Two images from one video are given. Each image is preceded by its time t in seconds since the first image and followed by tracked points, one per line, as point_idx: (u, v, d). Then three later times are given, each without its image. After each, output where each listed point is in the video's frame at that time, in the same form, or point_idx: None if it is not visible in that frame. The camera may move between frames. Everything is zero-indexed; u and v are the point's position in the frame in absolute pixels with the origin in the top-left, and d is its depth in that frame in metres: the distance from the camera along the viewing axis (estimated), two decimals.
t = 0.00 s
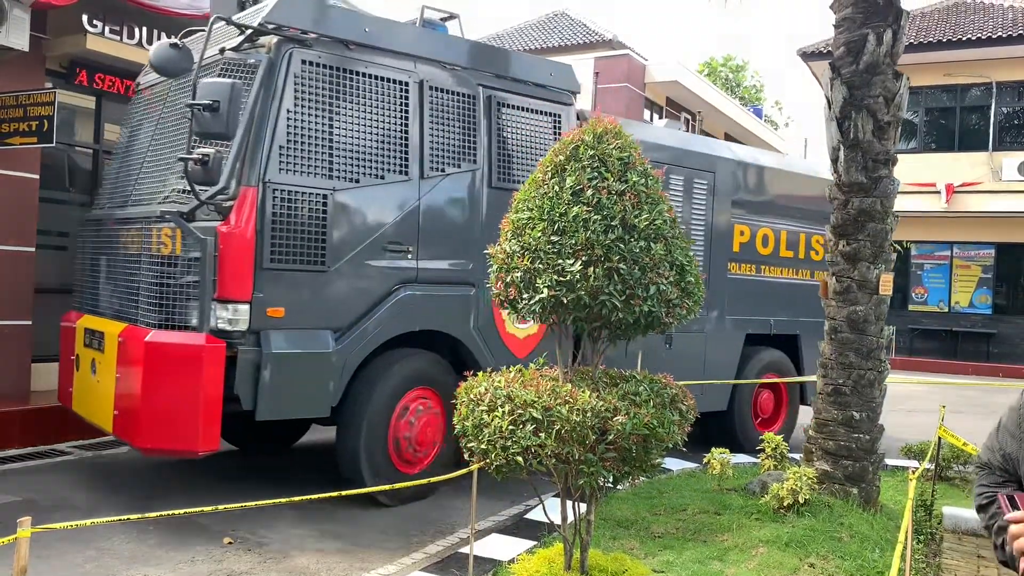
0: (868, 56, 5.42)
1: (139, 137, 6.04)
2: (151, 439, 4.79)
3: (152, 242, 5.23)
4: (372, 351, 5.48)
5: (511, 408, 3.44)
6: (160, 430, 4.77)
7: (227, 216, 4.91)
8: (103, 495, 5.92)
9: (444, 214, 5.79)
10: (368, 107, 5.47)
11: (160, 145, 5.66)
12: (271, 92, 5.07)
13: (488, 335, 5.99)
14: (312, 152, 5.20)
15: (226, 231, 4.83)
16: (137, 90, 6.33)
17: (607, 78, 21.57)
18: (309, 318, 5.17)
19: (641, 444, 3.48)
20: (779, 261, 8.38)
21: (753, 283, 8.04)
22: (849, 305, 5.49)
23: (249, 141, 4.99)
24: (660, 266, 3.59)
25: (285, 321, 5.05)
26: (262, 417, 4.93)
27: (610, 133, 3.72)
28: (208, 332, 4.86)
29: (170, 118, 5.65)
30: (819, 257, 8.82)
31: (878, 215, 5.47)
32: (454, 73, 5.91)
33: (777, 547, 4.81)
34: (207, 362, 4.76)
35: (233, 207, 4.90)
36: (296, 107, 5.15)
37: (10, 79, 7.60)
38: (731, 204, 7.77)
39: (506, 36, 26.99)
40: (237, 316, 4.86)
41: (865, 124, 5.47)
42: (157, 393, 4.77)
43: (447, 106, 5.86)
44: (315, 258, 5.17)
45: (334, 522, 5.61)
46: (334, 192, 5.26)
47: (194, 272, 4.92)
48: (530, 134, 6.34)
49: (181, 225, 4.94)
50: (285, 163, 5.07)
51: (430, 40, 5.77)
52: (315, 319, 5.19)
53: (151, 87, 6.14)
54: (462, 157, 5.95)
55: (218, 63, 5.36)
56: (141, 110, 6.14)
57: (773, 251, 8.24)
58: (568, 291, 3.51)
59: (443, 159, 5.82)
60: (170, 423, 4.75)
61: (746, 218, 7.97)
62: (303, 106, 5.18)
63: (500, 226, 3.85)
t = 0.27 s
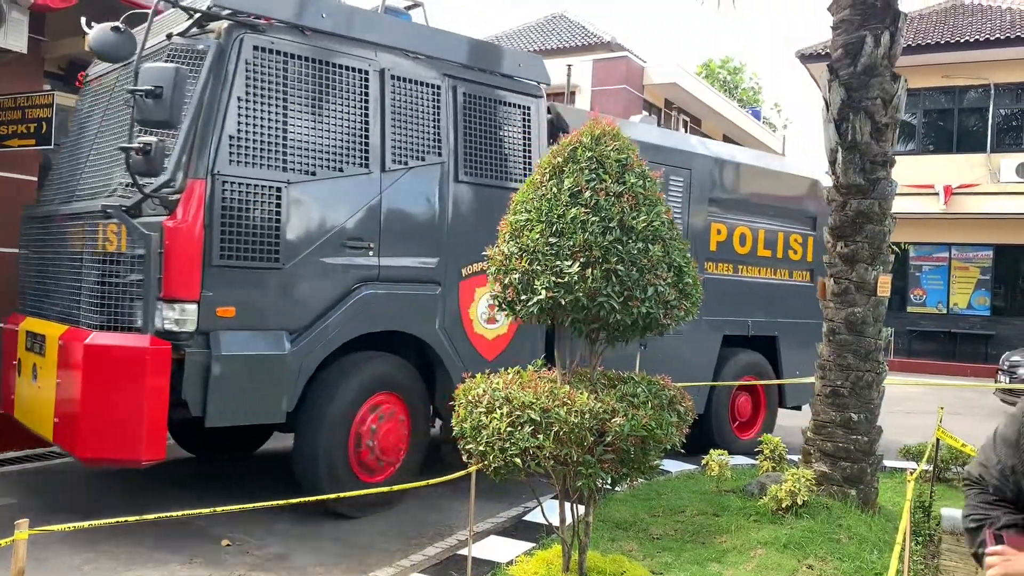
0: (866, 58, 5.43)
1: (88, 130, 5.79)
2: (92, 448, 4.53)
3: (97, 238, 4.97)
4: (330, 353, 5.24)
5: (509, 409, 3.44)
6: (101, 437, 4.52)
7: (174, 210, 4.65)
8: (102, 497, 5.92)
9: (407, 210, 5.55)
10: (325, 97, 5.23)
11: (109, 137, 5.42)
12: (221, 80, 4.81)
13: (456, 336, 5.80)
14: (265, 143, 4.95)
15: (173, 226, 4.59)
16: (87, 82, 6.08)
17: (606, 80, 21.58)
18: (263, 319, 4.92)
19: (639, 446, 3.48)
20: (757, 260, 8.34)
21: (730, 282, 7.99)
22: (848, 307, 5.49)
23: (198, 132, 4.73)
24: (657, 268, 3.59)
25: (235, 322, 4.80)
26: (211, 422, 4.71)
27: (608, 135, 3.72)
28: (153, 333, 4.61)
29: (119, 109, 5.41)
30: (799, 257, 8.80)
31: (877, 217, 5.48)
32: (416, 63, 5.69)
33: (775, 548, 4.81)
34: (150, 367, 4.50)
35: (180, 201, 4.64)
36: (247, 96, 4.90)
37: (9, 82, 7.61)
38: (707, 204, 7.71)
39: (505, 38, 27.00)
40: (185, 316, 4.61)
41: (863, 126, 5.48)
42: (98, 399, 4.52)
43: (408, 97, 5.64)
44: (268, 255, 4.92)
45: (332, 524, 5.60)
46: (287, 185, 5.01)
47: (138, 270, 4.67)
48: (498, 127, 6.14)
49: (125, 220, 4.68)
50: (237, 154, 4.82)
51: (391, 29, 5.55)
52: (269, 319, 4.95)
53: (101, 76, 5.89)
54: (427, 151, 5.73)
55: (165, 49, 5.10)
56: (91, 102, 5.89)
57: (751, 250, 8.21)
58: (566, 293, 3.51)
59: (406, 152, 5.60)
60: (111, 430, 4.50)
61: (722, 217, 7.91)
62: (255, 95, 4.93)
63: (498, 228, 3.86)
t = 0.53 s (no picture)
0: (863, 61, 5.44)
1: (29, 121, 5.49)
2: (34, 462, 4.27)
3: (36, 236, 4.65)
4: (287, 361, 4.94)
5: (507, 411, 3.43)
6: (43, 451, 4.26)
7: (118, 206, 4.34)
8: (99, 502, 5.91)
9: (371, 209, 5.28)
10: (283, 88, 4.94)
11: (53, 128, 5.12)
12: (170, 68, 4.51)
13: (426, 341, 5.56)
14: (218, 135, 4.65)
15: (117, 223, 4.28)
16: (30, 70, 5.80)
17: (604, 83, 21.59)
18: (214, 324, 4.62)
19: (637, 448, 3.48)
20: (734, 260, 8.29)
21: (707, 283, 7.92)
22: (845, 309, 5.49)
23: (145, 123, 4.43)
24: (655, 270, 3.59)
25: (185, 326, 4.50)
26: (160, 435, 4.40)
27: (605, 138, 3.72)
28: (95, 338, 4.31)
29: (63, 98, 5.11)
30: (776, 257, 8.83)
31: (874, 219, 5.48)
32: (381, 53, 5.43)
33: (774, 550, 4.81)
34: (91, 375, 4.22)
35: (125, 197, 4.33)
36: (199, 84, 4.60)
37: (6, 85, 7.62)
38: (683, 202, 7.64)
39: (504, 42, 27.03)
40: (129, 320, 4.30)
41: (860, 129, 5.48)
42: (41, 410, 4.26)
43: (374, 88, 5.37)
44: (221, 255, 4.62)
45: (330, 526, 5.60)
46: (241, 180, 4.71)
47: (80, 271, 4.36)
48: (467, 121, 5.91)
49: (65, 216, 4.37)
50: (187, 147, 4.52)
51: (356, 16, 5.28)
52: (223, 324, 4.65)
53: (48, 63, 5.57)
54: (393, 145, 5.47)
55: (113, 34, 4.79)
56: (34, 91, 5.59)
57: (728, 250, 8.15)
58: (564, 295, 3.51)
59: (370, 146, 5.33)
60: (52, 443, 4.24)
61: (697, 216, 7.83)
62: (207, 84, 4.63)
63: (496, 230, 3.86)
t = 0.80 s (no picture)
0: (863, 64, 5.45)
1: None
2: None
3: None
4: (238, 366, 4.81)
5: (507, 414, 3.43)
6: None
7: (55, 201, 4.20)
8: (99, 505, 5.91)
9: (330, 203, 5.19)
10: (233, 78, 4.85)
11: None
12: (113, 55, 4.41)
13: (388, 344, 5.45)
14: (163, 126, 4.54)
15: (55, 219, 4.14)
16: None
17: (604, 86, 21.59)
18: (158, 325, 4.48)
19: (636, 450, 3.48)
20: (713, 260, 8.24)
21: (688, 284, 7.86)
22: (845, 312, 5.50)
23: (86, 112, 4.31)
24: (654, 273, 3.60)
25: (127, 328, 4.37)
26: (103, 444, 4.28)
27: (605, 141, 3.73)
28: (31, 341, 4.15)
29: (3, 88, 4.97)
30: (755, 257, 8.80)
31: (874, 222, 5.49)
32: (338, 43, 5.34)
33: (774, 553, 4.81)
34: (25, 379, 3.94)
35: (63, 190, 4.19)
36: (145, 72, 4.50)
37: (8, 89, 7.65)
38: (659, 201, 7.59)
39: (504, 45, 27.04)
40: (67, 321, 4.16)
41: (860, 131, 5.50)
42: None
43: (331, 79, 5.29)
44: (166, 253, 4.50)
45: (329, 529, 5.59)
46: (188, 173, 4.60)
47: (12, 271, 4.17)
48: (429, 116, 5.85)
49: None
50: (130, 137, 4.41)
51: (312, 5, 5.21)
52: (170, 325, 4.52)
53: None
54: (352, 139, 5.38)
55: (52, 18, 4.77)
56: None
57: (706, 249, 8.10)
58: (564, 297, 3.52)
59: (326, 139, 5.24)
60: None
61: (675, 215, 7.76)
62: (153, 72, 4.53)
63: (496, 233, 3.87)
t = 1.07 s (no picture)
0: (863, 67, 5.46)
1: None
2: None
3: None
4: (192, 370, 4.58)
5: (508, 417, 3.44)
6: None
7: None
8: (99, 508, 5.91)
9: (292, 200, 4.95)
10: (185, 64, 4.58)
11: None
12: (50, 36, 4.10)
13: (354, 350, 5.22)
14: (107, 114, 4.26)
15: None
16: None
17: (605, 88, 21.60)
18: (103, 329, 4.24)
19: (637, 453, 3.48)
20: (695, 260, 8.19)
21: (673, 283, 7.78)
22: (846, 314, 5.50)
23: (19, 98, 4.00)
24: (655, 275, 3.60)
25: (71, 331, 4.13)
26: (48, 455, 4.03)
27: (605, 144, 3.74)
28: None
29: None
30: (736, 257, 8.79)
31: (874, 224, 5.49)
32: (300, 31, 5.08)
33: (775, 555, 4.81)
34: None
35: None
36: (85, 56, 4.20)
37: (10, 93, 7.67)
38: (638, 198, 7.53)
39: (505, 48, 27.08)
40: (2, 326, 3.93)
41: (860, 134, 5.50)
42: None
43: (292, 67, 5.03)
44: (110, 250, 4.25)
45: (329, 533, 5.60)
46: (133, 165, 4.33)
47: None
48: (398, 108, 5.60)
49: None
50: (69, 125, 4.12)
51: None
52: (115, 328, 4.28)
53: None
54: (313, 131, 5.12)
55: None
56: None
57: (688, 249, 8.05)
58: (564, 300, 3.52)
59: (287, 131, 4.99)
60: None
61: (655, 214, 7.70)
62: (95, 56, 4.23)
63: (497, 236, 3.88)
